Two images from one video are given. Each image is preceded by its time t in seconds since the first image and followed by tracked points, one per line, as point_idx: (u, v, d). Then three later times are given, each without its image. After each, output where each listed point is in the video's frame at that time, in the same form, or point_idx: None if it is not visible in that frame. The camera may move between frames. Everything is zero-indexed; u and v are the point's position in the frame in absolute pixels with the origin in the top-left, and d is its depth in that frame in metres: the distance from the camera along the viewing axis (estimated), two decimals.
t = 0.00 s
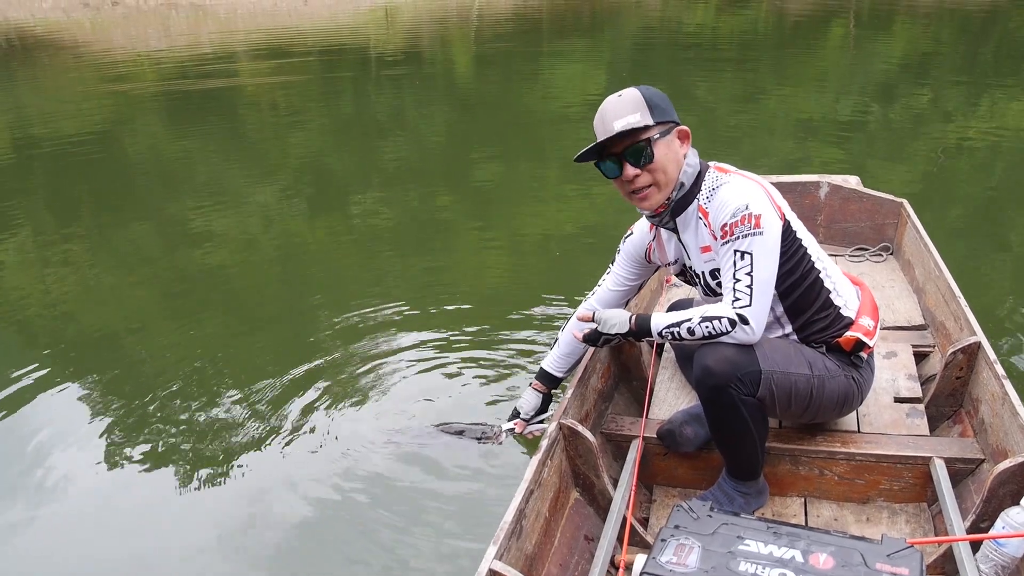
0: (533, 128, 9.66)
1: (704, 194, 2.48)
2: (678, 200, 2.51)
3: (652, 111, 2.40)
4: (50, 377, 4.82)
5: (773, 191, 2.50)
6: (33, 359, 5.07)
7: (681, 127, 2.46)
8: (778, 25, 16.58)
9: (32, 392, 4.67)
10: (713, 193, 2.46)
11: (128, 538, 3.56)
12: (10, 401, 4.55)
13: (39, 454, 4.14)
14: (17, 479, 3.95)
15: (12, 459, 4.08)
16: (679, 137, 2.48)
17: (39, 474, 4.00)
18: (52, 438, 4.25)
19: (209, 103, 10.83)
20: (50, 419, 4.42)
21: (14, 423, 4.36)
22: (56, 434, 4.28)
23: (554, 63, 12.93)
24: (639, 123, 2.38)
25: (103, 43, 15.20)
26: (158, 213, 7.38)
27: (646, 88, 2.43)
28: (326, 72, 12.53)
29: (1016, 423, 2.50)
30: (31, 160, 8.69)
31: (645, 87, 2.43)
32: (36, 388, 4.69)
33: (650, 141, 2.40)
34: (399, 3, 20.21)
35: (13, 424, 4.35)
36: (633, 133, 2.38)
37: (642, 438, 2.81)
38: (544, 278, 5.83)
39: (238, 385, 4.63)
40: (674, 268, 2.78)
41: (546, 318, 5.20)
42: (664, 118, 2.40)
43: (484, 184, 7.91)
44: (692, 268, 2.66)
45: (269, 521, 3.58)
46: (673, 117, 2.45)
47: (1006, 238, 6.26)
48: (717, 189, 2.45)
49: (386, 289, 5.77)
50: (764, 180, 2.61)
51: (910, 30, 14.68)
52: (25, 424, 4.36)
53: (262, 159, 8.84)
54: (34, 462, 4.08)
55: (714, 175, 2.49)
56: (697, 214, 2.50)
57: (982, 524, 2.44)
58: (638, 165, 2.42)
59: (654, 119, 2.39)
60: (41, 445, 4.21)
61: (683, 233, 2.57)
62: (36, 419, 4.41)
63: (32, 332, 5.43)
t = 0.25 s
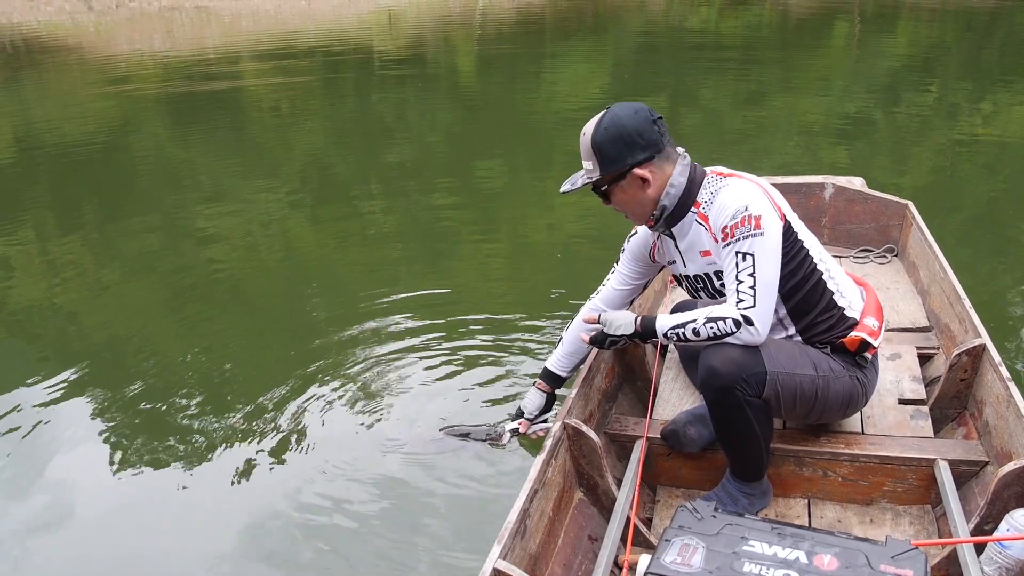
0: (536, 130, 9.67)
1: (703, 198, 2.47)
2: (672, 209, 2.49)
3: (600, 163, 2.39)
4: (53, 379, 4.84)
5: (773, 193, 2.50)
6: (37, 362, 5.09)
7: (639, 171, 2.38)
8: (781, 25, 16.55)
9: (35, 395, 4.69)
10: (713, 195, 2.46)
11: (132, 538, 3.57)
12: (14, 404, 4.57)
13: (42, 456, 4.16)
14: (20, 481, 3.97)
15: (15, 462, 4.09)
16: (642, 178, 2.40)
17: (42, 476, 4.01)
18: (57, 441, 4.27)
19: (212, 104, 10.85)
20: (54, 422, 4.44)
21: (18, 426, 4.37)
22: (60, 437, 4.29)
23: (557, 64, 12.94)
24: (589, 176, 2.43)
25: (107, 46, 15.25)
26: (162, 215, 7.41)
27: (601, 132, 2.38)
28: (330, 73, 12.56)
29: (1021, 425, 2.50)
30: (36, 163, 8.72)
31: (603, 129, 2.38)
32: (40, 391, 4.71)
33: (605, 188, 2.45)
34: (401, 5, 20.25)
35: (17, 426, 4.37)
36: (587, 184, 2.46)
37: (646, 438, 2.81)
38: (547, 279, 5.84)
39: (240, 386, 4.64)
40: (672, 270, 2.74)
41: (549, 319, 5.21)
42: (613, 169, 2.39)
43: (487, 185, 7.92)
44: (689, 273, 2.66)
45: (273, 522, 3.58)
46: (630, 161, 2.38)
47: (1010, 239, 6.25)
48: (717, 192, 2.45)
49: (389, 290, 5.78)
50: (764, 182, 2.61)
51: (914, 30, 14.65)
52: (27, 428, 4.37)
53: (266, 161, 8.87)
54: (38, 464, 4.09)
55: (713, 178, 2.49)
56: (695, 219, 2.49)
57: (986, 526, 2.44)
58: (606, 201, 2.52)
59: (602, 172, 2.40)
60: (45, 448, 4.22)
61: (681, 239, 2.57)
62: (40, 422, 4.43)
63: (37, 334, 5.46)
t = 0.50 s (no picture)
0: (539, 131, 9.68)
1: (700, 201, 2.47)
2: (672, 212, 2.48)
3: (598, 170, 2.39)
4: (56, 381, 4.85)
5: (769, 195, 2.50)
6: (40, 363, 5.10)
7: (637, 177, 2.38)
8: (783, 26, 16.55)
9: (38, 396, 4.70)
10: (709, 198, 2.46)
11: (135, 539, 3.58)
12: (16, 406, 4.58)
13: (45, 457, 4.17)
14: (23, 482, 3.97)
15: (19, 464, 4.10)
16: (640, 184, 2.40)
17: (45, 477, 4.02)
18: (59, 442, 4.27)
19: (215, 105, 10.87)
20: (56, 423, 4.44)
21: (20, 428, 4.38)
22: (62, 439, 4.30)
23: (560, 65, 12.95)
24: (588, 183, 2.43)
25: (110, 48, 15.29)
26: (165, 216, 7.42)
27: (599, 140, 2.38)
28: (332, 74, 12.57)
29: None
30: (39, 164, 8.74)
31: (600, 136, 2.38)
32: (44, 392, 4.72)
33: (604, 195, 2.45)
34: (404, 6, 20.28)
35: (19, 427, 4.38)
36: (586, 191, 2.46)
37: (650, 440, 2.81)
38: (550, 280, 5.84)
39: (243, 387, 4.64)
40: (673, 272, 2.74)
41: (552, 320, 5.21)
42: (611, 176, 2.38)
43: (489, 186, 7.92)
44: (688, 275, 2.66)
45: (277, 523, 3.58)
46: (628, 168, 2.37)
47: (1014, 239, 6.24)
48: (713, 195, 2.45)
49: (392, 291, 5.78)
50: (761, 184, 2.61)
51: (916, 30, 14.64)
52: (31, 429, 4.38)
53: (268, 162, 8.89)
54: (41, 466, 4.10)
55: (709, 181, 2.49)
56: (692, 222, 2.49)
57: (990, 529, 2.43)
58: (606, 207, 2.52)
59: (600, 179, 2.40)
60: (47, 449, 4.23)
61: (680, 241, 2.57)
62: (43, 424, 4.44)
63: (40, 336, 5.47)
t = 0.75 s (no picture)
0: (542, 131, 9.68)
1: (703, 204, 2.47)
2: (678, 213, 2.49)
3: (605, 171, 2.39)
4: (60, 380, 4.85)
5: (772, 197, 2.50)
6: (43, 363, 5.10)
7: (644, 178, 2.38)
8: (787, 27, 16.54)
9: (41, 396, 4.70)
10: (713, 200, 2.45)
11: (139, 540, 3.58)
12: (20, 406, 4.58)
13: (48, 457, 4.18)
14: (26, 483, 3.98)
15: (22, 464, 4.11)
16: (647, 185, 2.40)
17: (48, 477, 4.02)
18: (63, 442, 4.28)
19: (219, 105, 10.89)
20: (60, 423, 4.45)
21: (24, 428, 4.39)
22: (66, 439, 4.30)
23: (563, 66, 12.96)
24: (595, 183, 2.43)
25: (114, 47, 15.32)
26: (169, 216, 7.43)
27: (606, 140, 2.38)
28: (335, 74, 12.59)
29: None
30: (43, 163, 8.76)
31: (608, 137, 2.38)
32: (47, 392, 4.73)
33: (610, 195, 2.46)
34: (407, 6, 20.28)
35: (22, 427, 4.39)
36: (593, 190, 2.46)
37: (655, 442, 2.81)
38: (554, 281, 5.84)
39: (246, 387, 4.64)
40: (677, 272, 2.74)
41: (556, 322, 5.21)
42: (618, 176, 2.38)
43: (493, 187, 7.92)
44: (692, 274, 2.66)
45: (281, 524, 3.58)
46: (635, 169, 2.37)
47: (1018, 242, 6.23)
48: (717, 197, 2.45)
49: (396, 292, 5.78)
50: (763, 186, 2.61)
51: (921, 31, 14.61)
52: (34, 429, 4.38)
53: (272, 163, 8.90)
54: (44, 466, 4.10)
55: (713, 183, 2.49)
56: (696, 224, 2.49)
57: (996, 532, 2.42)
58: (613, 207, 2.52)
59: (607, 179, 2.40)
60: (51, 449, 4.23)
61: (684, 243, 2.56)
62: (46, 424, 4.44)
63: (43, 335, 5.47)
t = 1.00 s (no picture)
0: (546, 131, 9.67)
1: (707, 207, 2.46)
2: (682, 217, 2.48)
3: (609, 174, 2.39)
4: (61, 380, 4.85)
5: (776, 199, 2.50)
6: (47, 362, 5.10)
7: (647, 182, 2.38)
8: (791, 28, 16.52)
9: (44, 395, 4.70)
10: (716, 203, 2.45)
11: (143, 540, 3.58)
12: (22, 406, 4.58)
13: (49, 457, 4.18)
14: (29, 484, 3.98)
15: (25, 464, 4.11)
16: (651, 189, 2.40)
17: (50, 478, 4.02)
18: (66, 441, 4.28)
19: (222, 104, 10.89)
20: (62, 423, 4.45)
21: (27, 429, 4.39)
22: (68, 439, 4.30)
23: (567, 66, 12.95)
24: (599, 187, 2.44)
25: (118, 46, 15.34)
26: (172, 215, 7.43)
27: (609, 144, 2.38)
28: (339, 73, 12.59)
29: None
30: (46, 161, 8.76)
31: (611, 141, 2.38)
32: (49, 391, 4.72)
33: (614, 198, 2.46)
34: (411, 6, 20.27)
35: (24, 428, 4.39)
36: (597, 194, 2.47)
37: (659, 444, 2.80)
38: (558, 281, 5.83)
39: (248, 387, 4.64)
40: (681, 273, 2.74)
41: (559, 322, 5.21)
42: (622, 180, 2.38)
43: (496, 187, 7.92)
44: (696, 277, 2.65)
45: (285, 525, 3.58)
46: (638, 173, 2.37)
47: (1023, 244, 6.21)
48: (720, 199, 2.45)
49: (400, 292, 5.78)
50: (768, 188, 2.61)
51: (926, 33, 14.58)
52: (35, 430, 4.38)
53: (275, 162, 8.90)
54: (47, 467, 4.10)
55: (717, 185, 2.49)
56: (700, 226, 2.49)
57: (1002, 535, 2.41)
58: (617, 210, 2.52)
59: (610, 183, 2.40)
60: (53, 450, 4.23)
61: (688, 245, 2.56)
62: (49, 424, 4.44)
63: (46, 334, 5.47)
